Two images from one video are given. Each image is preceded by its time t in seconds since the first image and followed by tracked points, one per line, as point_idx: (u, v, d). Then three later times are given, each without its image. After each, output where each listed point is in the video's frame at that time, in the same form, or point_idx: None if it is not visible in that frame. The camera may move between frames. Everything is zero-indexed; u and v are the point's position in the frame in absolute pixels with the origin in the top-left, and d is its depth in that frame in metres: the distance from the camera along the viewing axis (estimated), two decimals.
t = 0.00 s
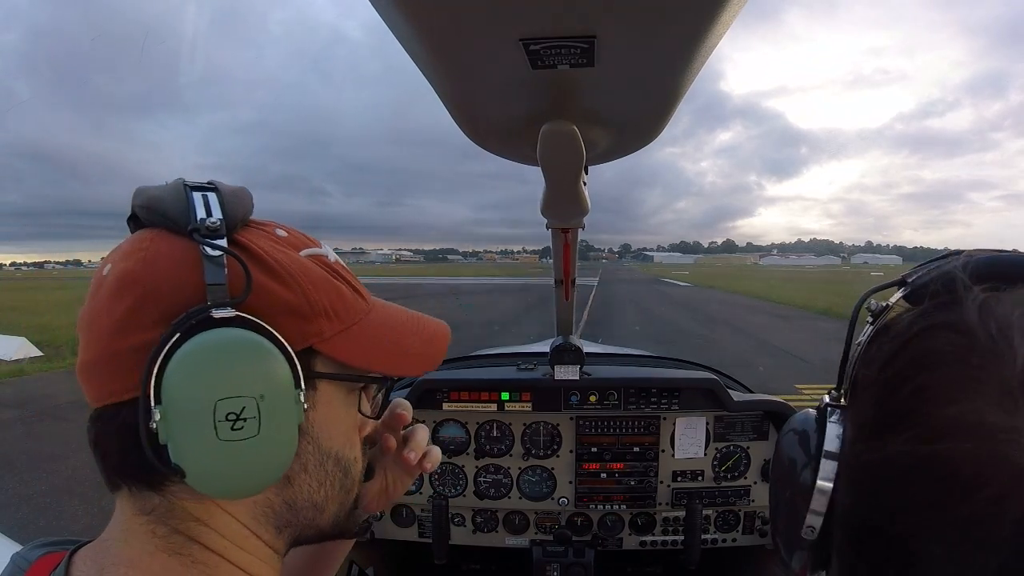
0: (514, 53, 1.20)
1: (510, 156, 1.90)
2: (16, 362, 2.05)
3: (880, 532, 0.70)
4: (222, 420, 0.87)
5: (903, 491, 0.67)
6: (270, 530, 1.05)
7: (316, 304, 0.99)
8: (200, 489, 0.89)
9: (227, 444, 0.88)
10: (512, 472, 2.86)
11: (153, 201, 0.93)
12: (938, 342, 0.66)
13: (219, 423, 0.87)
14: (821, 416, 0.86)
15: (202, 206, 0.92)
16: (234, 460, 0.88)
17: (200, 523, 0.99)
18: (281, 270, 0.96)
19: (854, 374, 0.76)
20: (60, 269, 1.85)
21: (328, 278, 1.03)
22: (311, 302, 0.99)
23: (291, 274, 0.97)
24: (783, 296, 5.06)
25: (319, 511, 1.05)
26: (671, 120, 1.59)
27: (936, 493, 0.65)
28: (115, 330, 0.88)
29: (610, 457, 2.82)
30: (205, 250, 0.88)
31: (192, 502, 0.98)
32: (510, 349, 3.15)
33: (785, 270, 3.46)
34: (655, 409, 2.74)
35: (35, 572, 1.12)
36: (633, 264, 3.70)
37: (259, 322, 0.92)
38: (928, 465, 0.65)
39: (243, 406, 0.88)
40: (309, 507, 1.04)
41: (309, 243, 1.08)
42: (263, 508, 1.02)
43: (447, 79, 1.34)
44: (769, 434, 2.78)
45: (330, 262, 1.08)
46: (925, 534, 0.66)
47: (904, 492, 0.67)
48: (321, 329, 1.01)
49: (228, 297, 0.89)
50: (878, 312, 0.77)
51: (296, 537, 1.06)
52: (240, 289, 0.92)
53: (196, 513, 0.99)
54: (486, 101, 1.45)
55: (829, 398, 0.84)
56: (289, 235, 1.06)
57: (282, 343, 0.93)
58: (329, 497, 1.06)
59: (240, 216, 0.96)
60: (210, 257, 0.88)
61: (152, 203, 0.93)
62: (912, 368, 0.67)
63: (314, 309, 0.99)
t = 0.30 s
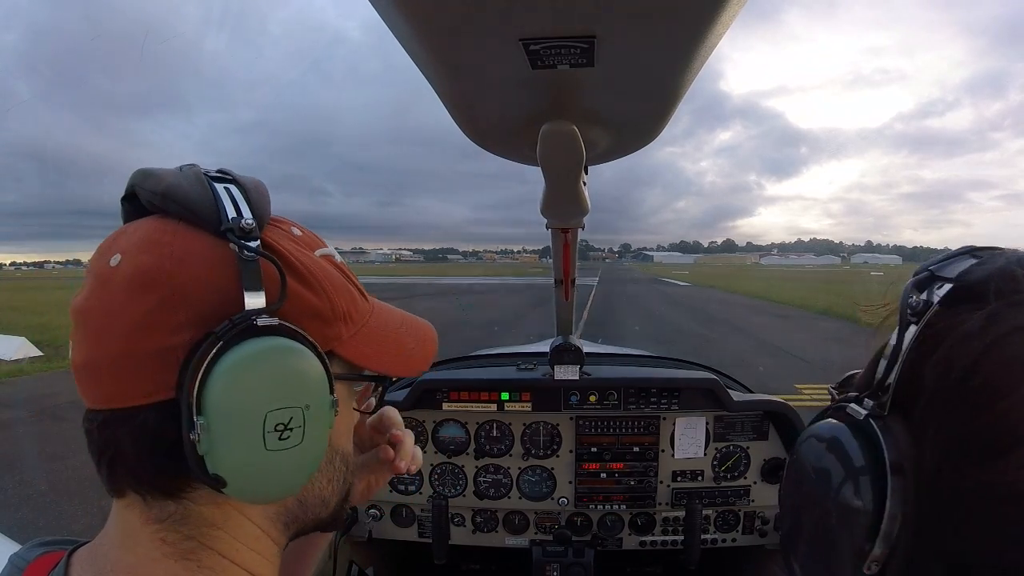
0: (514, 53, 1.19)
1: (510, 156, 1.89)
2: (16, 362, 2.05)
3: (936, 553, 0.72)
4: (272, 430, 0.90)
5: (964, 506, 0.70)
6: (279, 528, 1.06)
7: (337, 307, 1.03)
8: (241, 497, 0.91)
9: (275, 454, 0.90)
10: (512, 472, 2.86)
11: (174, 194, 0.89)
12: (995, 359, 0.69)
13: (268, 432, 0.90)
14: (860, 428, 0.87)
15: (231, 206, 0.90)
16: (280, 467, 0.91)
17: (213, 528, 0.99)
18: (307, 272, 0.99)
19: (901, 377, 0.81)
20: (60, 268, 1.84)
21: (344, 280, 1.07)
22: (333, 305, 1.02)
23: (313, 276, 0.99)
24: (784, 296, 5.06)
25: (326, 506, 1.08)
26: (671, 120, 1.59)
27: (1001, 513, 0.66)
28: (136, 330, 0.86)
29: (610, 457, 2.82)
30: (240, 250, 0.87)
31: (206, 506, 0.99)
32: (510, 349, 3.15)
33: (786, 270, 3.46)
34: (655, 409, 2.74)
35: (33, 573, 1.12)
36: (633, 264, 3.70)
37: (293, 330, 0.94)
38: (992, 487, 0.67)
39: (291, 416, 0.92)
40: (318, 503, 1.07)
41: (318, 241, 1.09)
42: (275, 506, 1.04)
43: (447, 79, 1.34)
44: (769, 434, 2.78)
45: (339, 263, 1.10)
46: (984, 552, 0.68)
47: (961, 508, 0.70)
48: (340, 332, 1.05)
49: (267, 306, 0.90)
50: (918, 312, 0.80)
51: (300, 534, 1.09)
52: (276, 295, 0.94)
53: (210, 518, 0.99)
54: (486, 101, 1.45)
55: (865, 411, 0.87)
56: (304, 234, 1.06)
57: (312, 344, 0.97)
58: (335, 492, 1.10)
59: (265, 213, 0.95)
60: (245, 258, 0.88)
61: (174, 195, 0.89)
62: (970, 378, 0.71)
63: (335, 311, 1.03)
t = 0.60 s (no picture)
0: (514, 53, 1.19)
1: (510, 156, 1.90)
2: (17, 362, 2.04)
3: None
4: (290, 440, 0.93)
5: None
6: (283, 530, 1.09)
7: (329, 292, 1.05)
8: (261, 509, 0.93)
9: (294, 462, 0.94)
10: (512, 472, 2.86)
11: (148, 189, 0.87)
12: None
13: (286, 444, 0.93)
14: (929, 431, 0.79)
15: (209, 201, 0.89)
16: (299, 474, 0.95)
17: (223, 540, 1.00)
18: (298, 263, 1.00)
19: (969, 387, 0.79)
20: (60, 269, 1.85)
21: (330, 264, 1.08)
22: (326, 291, 1.04)
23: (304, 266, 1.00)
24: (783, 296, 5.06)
25: (335, 494, 1.13)
26: (671, 120, 1.59)
27: None
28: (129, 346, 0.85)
29: (610, 457, 2.82)
30: (227, 251, 0.86)
31: (214, 520, 0.99)
32: (510, 349, 3.15)
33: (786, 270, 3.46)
34: (655, 409, 2.74)
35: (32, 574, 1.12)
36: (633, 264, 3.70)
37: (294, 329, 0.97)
38: None
39: (306, 425, 0.95)
40: (327, 494, 1.11)
41: (300, 225, 1.09)
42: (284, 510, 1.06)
43: (447, 79, 1.34)
44: (769, 434, 2.78)
45: (322, 246, 1.10)
46: None
47: None
48: (334, 319, 1.07)
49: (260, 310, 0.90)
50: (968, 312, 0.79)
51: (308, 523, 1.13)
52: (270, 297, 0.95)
53: (218, 530, 1.00)
54: (487, 101, 1.45)
55: (940, 420, 0.78)
56: (282, 217, 1.06)
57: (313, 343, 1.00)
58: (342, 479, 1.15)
59: (243, 203, 0.93)
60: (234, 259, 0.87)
61: (148, 190, 0.87)
62: None
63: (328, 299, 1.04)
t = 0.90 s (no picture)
0: (514, 53, 1.19)
1: (509, 156, 1.89)
2: (16, 361, 2.04)
3: None
4: (309, 427, 0.96)
5: None
6: (282, 525, 1.09)
7: (322, 283, 1.05)
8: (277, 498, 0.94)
9: (309, 448, 0.97)
10: (511, 472, 2.86)
11: (148, 185, 0.88)
12: None
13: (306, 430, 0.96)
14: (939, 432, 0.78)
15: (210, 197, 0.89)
16: (314, 458, 0.98)
17: (225, 540, 1.00)
18: (288, 253, 1.00)
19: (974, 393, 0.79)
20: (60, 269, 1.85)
21: (315, 254, 1.08)
22: (320, 281, 1.05)
23: (295, 255, 1.00)
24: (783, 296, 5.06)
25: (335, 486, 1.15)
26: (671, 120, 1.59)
27: None
28: (134, 344, 0.85)
29: (610, 456, 2.82)
30: (233, 244, 0.87)
31: (217, 519, 0.99)
32: (510, 349, 3.15)
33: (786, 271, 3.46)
34: (655, 409, 2.74)
35: None
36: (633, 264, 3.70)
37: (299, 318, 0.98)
38: None
39: (321, 411, 0.99)
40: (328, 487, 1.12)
41: (284, 220, 1.09)
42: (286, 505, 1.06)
43: (447, 79, 1.34)
44: (769, 434, 2.78)
45: (307, 239, 1.11)
46: None
47: None
48: (328, 311, 1.08)
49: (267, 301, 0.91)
50: (968, 316, 0.79)
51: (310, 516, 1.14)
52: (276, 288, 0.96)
53: (220, 530, 1.00)
54: (487, 101, 1.45)
55: (951, 422, 0.77)
56: (269, 211, 1.07)
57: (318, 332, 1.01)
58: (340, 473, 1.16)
59: (239, 197, 0.95)
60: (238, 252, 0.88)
61: (148, 186, 0.88)
62: None
63: (320, 287, 1.05)
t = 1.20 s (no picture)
0: (514, 53, 1.19)
1: (509, 156, 1.89)
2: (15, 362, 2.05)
3: None
4: (307, 421, 0.97)
5: None
6: (280, 522, 1.09)
7: (317, 281, 1.06)
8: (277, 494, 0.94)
9: (308, 442, 0.97)
10: (511, 472, 2.86)
11: (149, 185, 0.88)
12: None
13: (304, 424, 0.96)
14: (941, 435, 0.78)
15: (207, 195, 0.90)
16: (314, 451, 0.98)
17: (222, 539, 1.00)
18: (284, 250, 1.00)
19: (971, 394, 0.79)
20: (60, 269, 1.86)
21: (310, 254, 1.09)
22: (315, 280, 1.05)
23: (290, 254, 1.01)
24: (783, 297, 5.06)
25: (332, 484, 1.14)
26: (671, 119, 1.59)
27: None
28: (136, 342, 0.85)
29: (610, 456, 2.82)
30: (232, 242, 0.87)
31: (214, 516, 0.99)
32: (510, 349, 3.14)
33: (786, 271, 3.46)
34: (655, 409, 2.74)
35: None
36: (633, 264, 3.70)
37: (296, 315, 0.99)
38: None
39: (319, 406, 0.99)
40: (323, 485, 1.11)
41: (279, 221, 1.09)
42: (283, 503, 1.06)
43: (447, 79, 1.34)
44: (769, 434, 2.77)
45: (302, 240, 1.11)
46: None
47: None
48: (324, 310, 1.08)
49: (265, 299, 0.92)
50: (965, 316, 0.79)
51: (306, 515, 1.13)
52: (274, 285, 0.96)
53: (217, 529, 0.99)
54: (487, 101, 1.45)
55: (949, 423, 0.77)
56: (264, 212, 1.07)
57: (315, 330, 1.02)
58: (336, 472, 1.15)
59: (235, 196, 0.95)
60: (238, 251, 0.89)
61: (149, 186, 0.88)
62: None
63: (316, 284, 1.05)
